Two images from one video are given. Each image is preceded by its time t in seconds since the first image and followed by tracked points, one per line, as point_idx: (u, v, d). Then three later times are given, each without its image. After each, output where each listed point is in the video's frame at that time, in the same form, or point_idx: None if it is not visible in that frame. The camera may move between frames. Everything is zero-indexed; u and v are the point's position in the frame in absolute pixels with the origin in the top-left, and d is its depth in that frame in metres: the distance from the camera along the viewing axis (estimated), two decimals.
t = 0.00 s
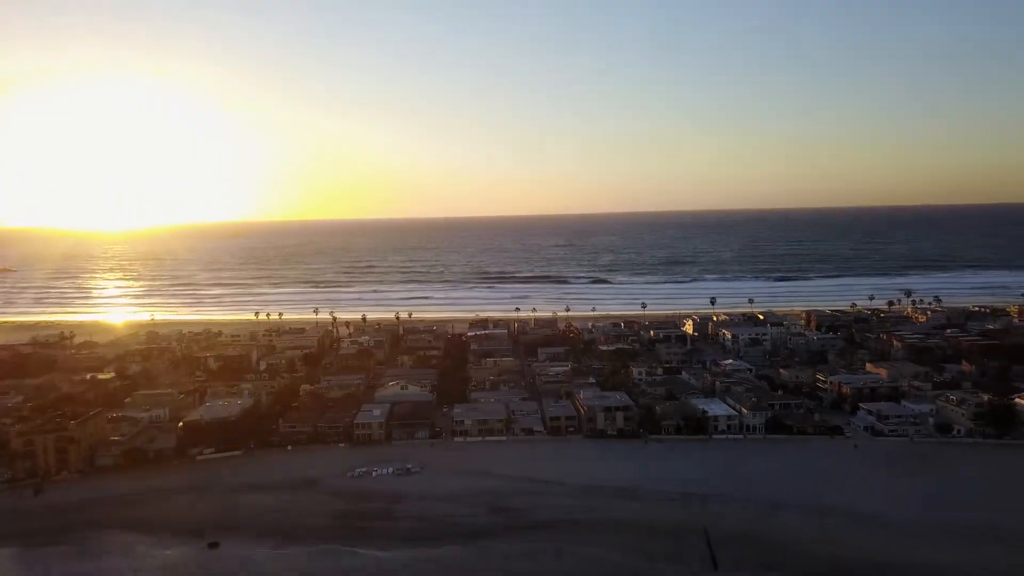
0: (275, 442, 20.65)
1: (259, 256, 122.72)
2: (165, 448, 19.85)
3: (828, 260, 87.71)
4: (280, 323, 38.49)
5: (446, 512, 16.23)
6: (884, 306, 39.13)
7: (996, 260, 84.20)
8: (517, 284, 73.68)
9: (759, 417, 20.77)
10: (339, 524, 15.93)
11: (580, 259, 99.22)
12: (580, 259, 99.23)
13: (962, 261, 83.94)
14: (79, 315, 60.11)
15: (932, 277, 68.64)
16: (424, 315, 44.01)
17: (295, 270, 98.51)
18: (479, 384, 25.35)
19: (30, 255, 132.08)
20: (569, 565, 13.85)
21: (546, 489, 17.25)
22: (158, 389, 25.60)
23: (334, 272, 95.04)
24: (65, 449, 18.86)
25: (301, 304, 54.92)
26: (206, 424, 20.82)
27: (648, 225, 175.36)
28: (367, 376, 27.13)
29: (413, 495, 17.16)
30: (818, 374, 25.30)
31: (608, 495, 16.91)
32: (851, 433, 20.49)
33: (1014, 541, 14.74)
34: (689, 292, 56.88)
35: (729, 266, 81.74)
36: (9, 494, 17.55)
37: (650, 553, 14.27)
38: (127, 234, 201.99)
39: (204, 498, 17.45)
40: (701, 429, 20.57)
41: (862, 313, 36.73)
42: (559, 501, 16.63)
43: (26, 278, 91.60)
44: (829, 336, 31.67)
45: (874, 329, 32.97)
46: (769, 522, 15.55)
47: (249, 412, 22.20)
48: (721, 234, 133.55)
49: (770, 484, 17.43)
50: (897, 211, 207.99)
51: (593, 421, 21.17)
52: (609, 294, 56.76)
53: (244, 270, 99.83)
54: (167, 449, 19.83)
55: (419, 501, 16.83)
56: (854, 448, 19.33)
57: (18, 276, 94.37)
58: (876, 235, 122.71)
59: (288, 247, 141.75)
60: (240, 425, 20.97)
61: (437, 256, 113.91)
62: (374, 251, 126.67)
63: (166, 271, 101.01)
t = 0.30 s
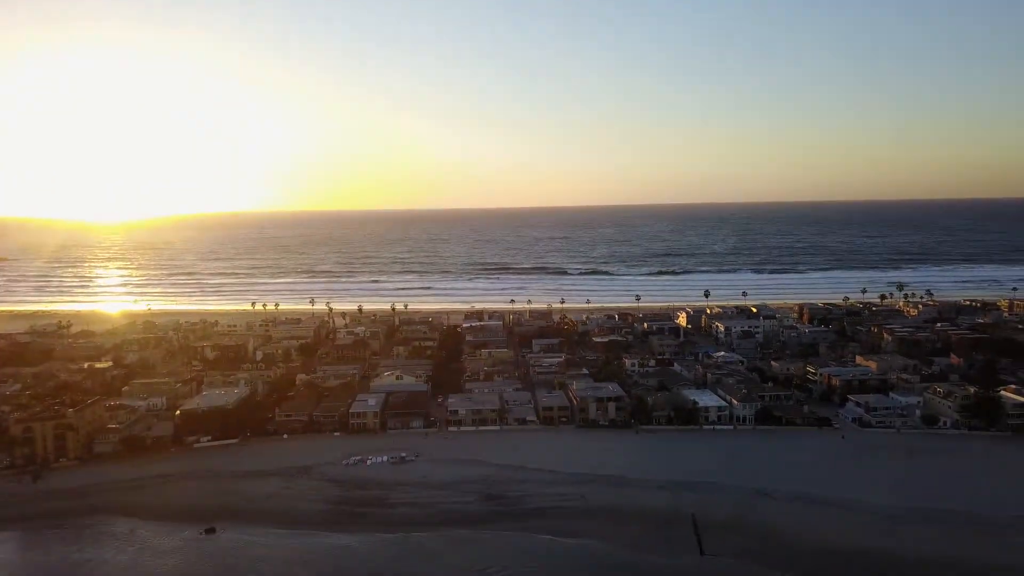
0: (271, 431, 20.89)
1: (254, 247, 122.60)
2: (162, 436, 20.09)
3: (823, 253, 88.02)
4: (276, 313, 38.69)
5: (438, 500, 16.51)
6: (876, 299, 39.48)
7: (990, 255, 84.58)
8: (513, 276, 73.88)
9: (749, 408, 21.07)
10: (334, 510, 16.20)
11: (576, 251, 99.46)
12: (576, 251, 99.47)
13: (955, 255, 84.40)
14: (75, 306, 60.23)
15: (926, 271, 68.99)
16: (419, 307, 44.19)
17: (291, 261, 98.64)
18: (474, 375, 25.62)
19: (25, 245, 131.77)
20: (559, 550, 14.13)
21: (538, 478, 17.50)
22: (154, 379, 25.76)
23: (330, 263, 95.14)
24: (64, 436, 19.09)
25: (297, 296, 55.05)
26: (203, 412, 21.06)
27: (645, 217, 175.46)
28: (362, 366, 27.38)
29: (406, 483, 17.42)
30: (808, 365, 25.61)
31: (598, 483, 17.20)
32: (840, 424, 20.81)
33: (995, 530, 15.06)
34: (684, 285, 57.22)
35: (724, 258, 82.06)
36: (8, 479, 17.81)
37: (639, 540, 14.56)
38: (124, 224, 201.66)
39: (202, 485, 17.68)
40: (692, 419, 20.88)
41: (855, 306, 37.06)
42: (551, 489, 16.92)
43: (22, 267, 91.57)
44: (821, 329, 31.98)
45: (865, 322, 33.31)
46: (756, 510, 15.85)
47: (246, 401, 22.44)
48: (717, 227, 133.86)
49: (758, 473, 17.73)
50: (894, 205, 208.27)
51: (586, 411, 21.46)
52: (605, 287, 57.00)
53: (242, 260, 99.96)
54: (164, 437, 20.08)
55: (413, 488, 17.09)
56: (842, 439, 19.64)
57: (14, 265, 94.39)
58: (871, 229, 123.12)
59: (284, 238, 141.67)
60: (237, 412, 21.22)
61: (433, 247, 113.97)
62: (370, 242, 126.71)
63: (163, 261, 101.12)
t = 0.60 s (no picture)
0: (260, 423, 20.78)
1: (249, 237, 122.17)
2: (151, 427, 19.96)
3: (818, 247, 88.03)
4: (269, 304, 38.53)
5: (427, 493, 16.41)
6: (870, 294, 39.46)
7: (985, 251, 84.70)
8: (508, 268, 73.76)
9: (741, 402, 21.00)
10: (321, 504, 16.10)
11: (571, 244, 99.36)
12: (572, 244, 99.36)
13: (950, 250, 84.51)
14: (68, 295, 60.00)
15: (920, 266, 69.07)
16: (413, 299, 44.07)
17: (287, 251, 98.34)
18: (466, 367, 25.53)
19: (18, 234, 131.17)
20: (547, 546, 14.05)
21: (528, 472, 17.41)
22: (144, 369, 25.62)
23: (325, 254, 94.89)
24: (51, 427, 18.96)
25: (291, 288, 54.87)
26: (192, 404, 20.94)
27: (642, 210, 175.24)
28: (354, 358, 27.27)
29: (395, 476, 17.32)
30: (802, 360, 25.55)
31: (588, 477, 17.13)
32: (832, 420, 20.76)
33: (984, 526, 15.03)
34: (679, 278, 57.18)
35: (719, 252, 82.01)
36: None
37: (628, 535, 14.48)
38: (119, 214, 200.83)
39: (190, 477, 17.57)
40: (684, 413, 20.80)
41: (849, 300, 37.04)
42: (540, 483, 16.83)
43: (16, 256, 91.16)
44: (815, 323, 31.92)
45: (859, 316, 33.27)
46: (746, 505, 15.80)
47: (235, 392, 22.32)
48: (713, 220, 133.77)
49: (749, 469, 17.66)
50: (890, 199, 208.34)
51: (577, 404, 21.37)
52: (600, 280, 56.90)
53: (237, 251, 99.63)
54: (153, 428, 19.97)
55: (402, 482, 17.00)
56: (833, 435, 19.59)
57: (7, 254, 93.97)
58: (867, 223, 123.25)
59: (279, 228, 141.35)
60: (227, 404, 21.11)
61: (429, 239, 113.74)
62: (365, 233, 126.41)
63: (159, 250, 100.92)
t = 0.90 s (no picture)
0: (241, 422, 20.17)
1: (243, 229, 121.44)
2: (128, 426, 19.36)
3: (815, 243, 87.51)
4: (257, 298, 37.88)
5: (410, 497, 15.85)
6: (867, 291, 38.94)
7: (982, 247, 84.30)
8: (503, 262, 73.16)
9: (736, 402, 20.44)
10: (300, 507, 15.52)
11: (567, 237, 98.73)
12: (567, 237, 98.73)
13: (947, 246, 84.10)
14: (56, 287, 59.19)
15: (917, 262, 68.62)
16: (404, 294, 43.44)
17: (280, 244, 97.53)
18: (455, 365, 24.96)
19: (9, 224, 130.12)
20: (532, 553, 13.48)
21: (515, 475, 16.85)
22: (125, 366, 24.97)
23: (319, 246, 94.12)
24: (24, 425, 18.33)
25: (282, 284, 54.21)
26: (171, 401, 20.34)
27: (638, 204, 174.50)
28: (340, 354, 26.67)
29: (377, 478, 16.75)
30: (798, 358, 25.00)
31: (577, 480, 16.60)
32: (828, 420, 20.24)
33: (986, 532, 14.52)
34: (675, 273, 56.63)
35: (715, 247, 81.52)
36: None
37: (616, 542, 13.93)
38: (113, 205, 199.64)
39: (165, 479, 16.98)
40: (676, 413, 20.26)
41: (846, 297, 36.53)
42: (527, 486, 16.27)
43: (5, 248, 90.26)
44: (811, 321, 31.39)
45: (856, 313, 32.76)
46: (739, 510, 15.27)
47: (216, 390, 21.72)
48: (710, 214, 133.23)
49: (742, 472, 17.13)
50: (888, 195, 207.96)
51: (568, 403, 20.82)
52: (595, 275, 56.31)
53: (229, 243, 98.58)
54: (130, 426, 19.37)
55: (384, 484, 16.44)
56: (830, 437, 19.07)
57: None
58: (862, 219, 122.87)
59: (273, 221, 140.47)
60: (207, 401, 20.52)
61: (424, 232, 113.04)
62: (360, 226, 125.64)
63: (151, 242, 99.96)
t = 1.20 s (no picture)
0: (210, 435, 18.91)
1: (234, 228, 119.93)
2: (88, 441, 18.08)
3: (814, 243, 86.35)
4: (240, 300, 36.54)
5: (386, 522, 14.60)
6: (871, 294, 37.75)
7: (983, 247, 83.25)
8: (497, 262, 71.86)
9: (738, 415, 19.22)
10: (266, 534, 14.27)
11: (563, 237, 97.46)
12: (563, 237, 97.45)
13: (948, 247, 82.99)
14: (39, 289, 57.75)
15: (919, 263, 67.46)
16: (394, 296, 42.10)
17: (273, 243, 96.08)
18: (441, 372, 23.68)
19: None
20: None
21: (500, 497, 15.61)
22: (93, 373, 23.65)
23: (311, 246, 92.71)
24: None
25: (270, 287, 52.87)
26: (136, 413, 19.05)
27: (635, 204, 173.30)
28: (322, 360, 25.37)
29: (352, 500, 15.49)
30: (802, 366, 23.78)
31: (568, 503, 15.35)
32: (836, 435, 19.01)
33: (1014, 563, 13.30)
34: (672, 274, 55.44)
35: (713, 247, 80.31)
36: None
37: None
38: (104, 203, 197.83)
39: (123, 501, 15.72)
40: (675, 427, 19.04)
41: (850, 301, 35.34)
42: (514, 510, 15.03)
43: None
44: (815, 325, 30.18)
45: (861, 318, 31.57)
46: (744, 538, 14.04)
47: (186, 401, 20.41)
48: (707, 214, 132.01)
49: (746, 494, 15.90)
50: (885, 195, 207.23)
51: (559, 416, 19.57)
52: (590, 276, 55.06)
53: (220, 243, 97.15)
54: (90, 441, 18.08)
55: (359, 508, 15.18)
56: (839, 454, 17.85)
57: None
58: (861, 219, 121.78)
59: (266, 219, 138.97)
60: (174, 414, 19.25)
61: (418, 231, 111.65)
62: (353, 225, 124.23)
63: (141, 241, 98.43)
